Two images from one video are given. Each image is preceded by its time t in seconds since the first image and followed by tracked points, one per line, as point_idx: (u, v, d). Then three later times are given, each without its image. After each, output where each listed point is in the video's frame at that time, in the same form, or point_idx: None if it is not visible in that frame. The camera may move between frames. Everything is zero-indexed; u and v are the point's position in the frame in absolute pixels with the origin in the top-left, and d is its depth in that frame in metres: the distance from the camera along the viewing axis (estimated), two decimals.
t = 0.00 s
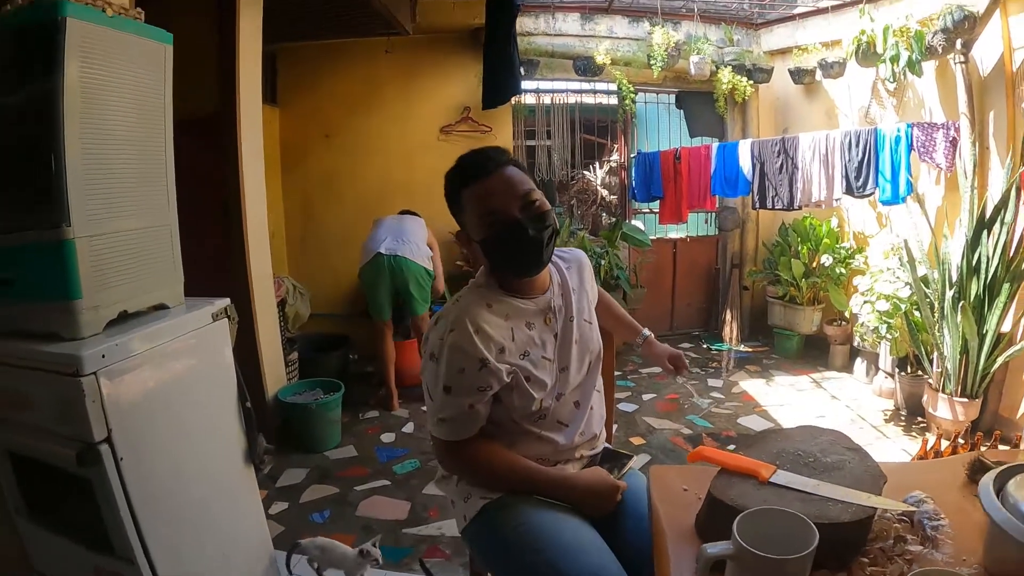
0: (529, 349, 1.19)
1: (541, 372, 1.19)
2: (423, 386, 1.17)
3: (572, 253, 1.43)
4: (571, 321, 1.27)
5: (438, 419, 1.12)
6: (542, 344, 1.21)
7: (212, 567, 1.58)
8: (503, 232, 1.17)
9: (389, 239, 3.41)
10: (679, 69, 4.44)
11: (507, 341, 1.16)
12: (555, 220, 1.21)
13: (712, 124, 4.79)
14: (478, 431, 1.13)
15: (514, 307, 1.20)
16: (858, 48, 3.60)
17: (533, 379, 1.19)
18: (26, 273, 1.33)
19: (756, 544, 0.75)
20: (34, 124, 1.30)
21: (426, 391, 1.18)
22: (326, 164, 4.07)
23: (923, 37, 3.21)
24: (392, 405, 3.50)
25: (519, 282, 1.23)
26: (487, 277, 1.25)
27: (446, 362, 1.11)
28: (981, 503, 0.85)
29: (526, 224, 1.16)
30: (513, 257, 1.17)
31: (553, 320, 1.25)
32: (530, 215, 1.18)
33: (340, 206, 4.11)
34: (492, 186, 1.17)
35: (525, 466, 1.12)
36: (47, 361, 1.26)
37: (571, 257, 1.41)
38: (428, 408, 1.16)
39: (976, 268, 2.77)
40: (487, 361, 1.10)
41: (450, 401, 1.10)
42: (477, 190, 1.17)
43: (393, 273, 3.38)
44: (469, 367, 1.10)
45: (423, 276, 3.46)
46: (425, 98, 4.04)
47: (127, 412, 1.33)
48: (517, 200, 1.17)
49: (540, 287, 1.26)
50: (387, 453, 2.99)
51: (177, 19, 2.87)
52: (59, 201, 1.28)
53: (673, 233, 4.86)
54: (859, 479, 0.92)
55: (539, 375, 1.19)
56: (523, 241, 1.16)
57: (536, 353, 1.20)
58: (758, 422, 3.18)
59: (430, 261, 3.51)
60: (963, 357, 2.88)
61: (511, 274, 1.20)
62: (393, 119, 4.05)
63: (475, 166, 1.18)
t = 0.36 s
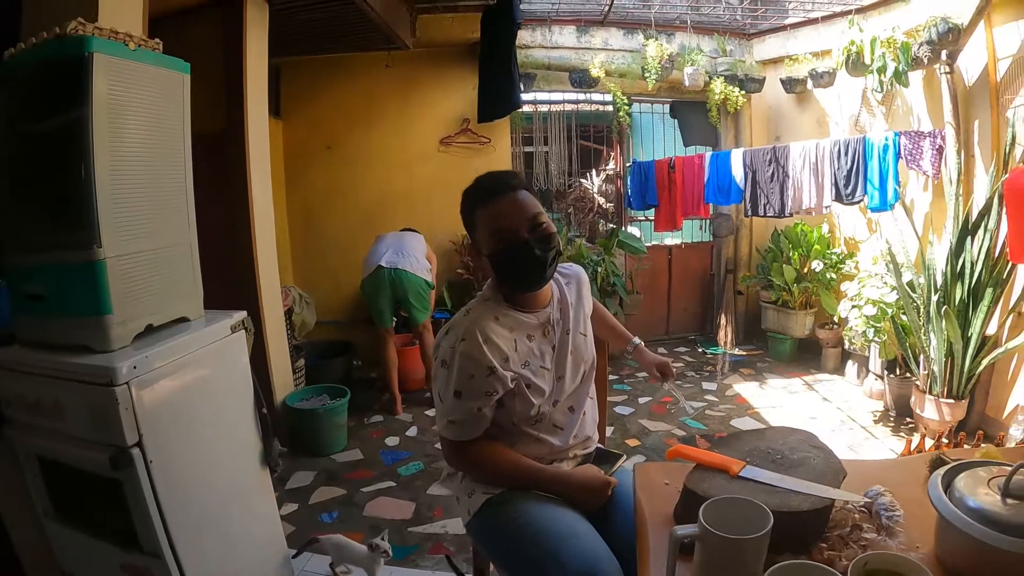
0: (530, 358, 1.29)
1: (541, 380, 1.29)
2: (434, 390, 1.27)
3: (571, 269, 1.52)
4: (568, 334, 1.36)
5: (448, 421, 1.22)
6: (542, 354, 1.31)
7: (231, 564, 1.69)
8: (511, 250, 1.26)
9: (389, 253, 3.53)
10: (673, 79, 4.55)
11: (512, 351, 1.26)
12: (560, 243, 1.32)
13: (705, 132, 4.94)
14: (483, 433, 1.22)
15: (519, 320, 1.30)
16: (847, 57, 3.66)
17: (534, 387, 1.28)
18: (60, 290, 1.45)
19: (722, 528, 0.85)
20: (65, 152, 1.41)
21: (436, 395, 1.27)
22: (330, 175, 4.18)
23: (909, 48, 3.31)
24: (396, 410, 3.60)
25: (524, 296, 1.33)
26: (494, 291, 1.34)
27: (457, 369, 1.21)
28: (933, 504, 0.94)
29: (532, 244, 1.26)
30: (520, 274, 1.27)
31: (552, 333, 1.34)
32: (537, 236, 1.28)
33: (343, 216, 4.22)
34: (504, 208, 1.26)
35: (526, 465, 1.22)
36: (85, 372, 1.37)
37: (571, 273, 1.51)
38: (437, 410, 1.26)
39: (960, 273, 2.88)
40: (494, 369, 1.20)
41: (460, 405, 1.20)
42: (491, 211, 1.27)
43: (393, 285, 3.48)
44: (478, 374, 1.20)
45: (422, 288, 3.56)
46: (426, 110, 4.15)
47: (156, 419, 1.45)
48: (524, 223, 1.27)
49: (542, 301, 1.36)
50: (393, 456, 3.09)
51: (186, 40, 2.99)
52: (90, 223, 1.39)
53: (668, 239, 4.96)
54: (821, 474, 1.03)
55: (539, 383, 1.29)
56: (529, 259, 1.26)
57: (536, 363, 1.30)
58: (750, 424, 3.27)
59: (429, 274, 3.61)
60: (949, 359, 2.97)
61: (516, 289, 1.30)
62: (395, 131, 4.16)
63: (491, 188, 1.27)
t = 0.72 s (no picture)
0: (542, 372, 1.30)
1: (553, 393, 1.30)
2: (446, 403, 1.28)
3: (580, 284, 1.54)
4: (579, 347, 1.38)
5: (460, 433, 1.23)
6: (554, 368, 1.32)
7: None
8: (524, 266, 1.27)
9: (390, 271, 3.52)
10: (673, 86, 4.57)
11: (524, 365, 1.27)
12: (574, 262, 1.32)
13: (705, 137, 4.98)
14: (494, 446, 1.23)
15: (531, 334, 1.31)
16: (846, 64, 3.66)
17: (546, 400, 1.29)
18: (67, 309, 1.46)
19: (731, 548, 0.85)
20: (70, 170, 1.42)
21: (448, 408, 1.29)
22: (331, 183, 4.19)
23: (909, 56, 3.30)
24: (398, 418, 3.61)
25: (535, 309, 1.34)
26: (506, 304, 1.36)
27: (470, 383, 1.22)
28: (935, 521, 0.95)
29: (545, 262, 1.27)
30: (531, 291, 1.28)
31: (563, 346, 1.36)
32: (552, 255, 1.28)
33: (344, 224, 4.23)
34: (521, 226, 1.27)
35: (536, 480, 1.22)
36: (94, 392, 1.38)
37: (581, 288, 1.52)
38: (449, 423, 1.27)
39: (960, 280, 2.89)
40: (507, 384, 1.22)
41: (472, 418, 1.21)
42: (511, 224, 1.28)
43: (394, 302, 3.50)
44: (492, 388, 1.21)
45: (423, 305, 3.58)
46: (426, 118, 4.16)
47: (164, 435, 1.46)
48: (540, 240, 1.28)
49: (553, 315, 1.38)
50: (395, 465, 3.10)
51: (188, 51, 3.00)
52: (95, 241, 1.41)
53: (669, 246, 4.98)
54: (824, 491, 1.04)
55: (551, 396, 1.30)
56: (543, 278, 1.27)
57: (548, 376, 1.31)
58: (750, 431, 3.28)
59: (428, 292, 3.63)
60: (949, 365, 2.99)
61: (527, 304, 1.31)
62: (396, 139, 4.17)
63: (511, 205, 1.28)
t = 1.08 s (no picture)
0: (532, 370, 1.29)
1: (544, 390, 1.30)
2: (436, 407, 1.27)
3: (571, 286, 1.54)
4: (570, 344, 1.38)
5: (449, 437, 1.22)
6: (544, 365, 1.32)
7: None
8: (523, 275, 1.27)
9: (388, 282, 3.52)
10: (670, 89, 4.57)
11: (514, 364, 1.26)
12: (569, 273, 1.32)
13: (703, 141, 4.97)
14: (485, 447, 1.22)
15: (521, 335, 1.30)
16: (844, 66, 3.69)
17: (536, 397, 1.29)
18: (60, 312, 1.45)
19: (723, 552, 0.84)
20: (63, 173, 1.42)
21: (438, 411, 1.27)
22: (329, 188, 4.19)
23: (906, 57, 3.29)
24: (396, 422, 3.60)
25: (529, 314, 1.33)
26: (497, 310, 1.35)
27: (458, 387, 1.21)
28: (932, 525, 0.94)
29: (544, 272, 1.27)
30: (525, 296, 1.28)
31: (553, 343, 1.36)
32: (550, 265, 1.28)
33: (342, 228, 4.22)
34: (525, 236, 1.25)
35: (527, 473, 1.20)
36: (87, 395, 1.38)
37: (570, 290, 1.52)
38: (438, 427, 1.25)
39: (959, 281, 2.88)
40: (496, 386, 1.21)
41: (461, 421, 1.20)
42: (513, 234, 1.25)
43: (391, 312, 3.48)
44: (480, 391, 1.20)
45: (421, 314, 3.55)
46: (423, 121, 4.16)
47: (158, 439, 1.45)
48: (542, 250, 1.26)
49: (544, 315, 1.37)
50: (393, 469, 3.08)
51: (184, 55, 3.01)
52: (88, 245, 1.40)
53: (667, 249, 4.97)
54: (819, 493, 1.03)
55: (542, 393, 1.29)
56: (538, 285, 1.27)
57: (539, 373, 1.30)
58: (749, 434, 3.27)
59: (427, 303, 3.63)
60: (949, 367, 2.98)
61: (518, 308, 1.30)
62: (394, 142, 4.17)
63: (516, 210, 1.25)
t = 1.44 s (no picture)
0: (521, 361, 1.35)
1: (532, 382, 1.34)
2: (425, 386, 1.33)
3: (573, 291, 1.59)
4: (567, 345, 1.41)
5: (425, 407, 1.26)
6: (536, 360, 1.37)
7: None
8: (521, 272, 1.31)
9: (393, 282, 3.55)
10: (666, 97, 4.64)
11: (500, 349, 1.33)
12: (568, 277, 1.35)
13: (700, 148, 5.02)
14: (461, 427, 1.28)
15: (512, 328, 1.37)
16: (837, 73, 3.74)
17: (524, 389, 1.34)
18: (70, 315, 1.48)
19: (720, 539, 0.88)
20: (73, 179, 1.45)
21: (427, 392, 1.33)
22: (329, 195, 4.23)
23: (898, 63, 3.35)
24: (396, 427, 3.62)
25: (530, 312, 1.38)
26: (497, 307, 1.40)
27: (441, 357, 1.30)
28: (921, 513, 0.97)
29: (541, 270, 1.31)
30: (522, 294, 1.33)
31: (550, 344, 1.39)
32: (549, 264, 1.31)
33: (342, 235, 4.26)
34: (526, 231, 1.30)
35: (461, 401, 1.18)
36: (98, 397, 1.41)
37: (570, 295, 1.56)
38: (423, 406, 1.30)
39: (952, 283, 2.92)
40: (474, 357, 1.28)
41: (436, 386, 1.26)
42: (517, 232, 1.30)
43: (397, 314, 3.53)
44: (458, 360, 1.27)
45: (423, 315, 3.61)
46: (422, 129, 4.21)
47: (167, 440, 1.48)
48: (541, 248, 1.31)
49: (544, 317, 1.41)
50: (394, 473, 3.11)
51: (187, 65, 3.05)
52: (99, 250, 1.44)
53: (664, 254, 5.02)
54: (812, 486, 1.06)
55: (530, 384, 1.34)
56: (535, 282, 1.31)
57: (528, 366, 1.35)
58: (747, 436, 3.30)
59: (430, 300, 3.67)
60: (943, 368, 3.01)
61: (515, 303, 1.36)
62: (394, 150, 4.21)
63: (523, 209, 1.32)
